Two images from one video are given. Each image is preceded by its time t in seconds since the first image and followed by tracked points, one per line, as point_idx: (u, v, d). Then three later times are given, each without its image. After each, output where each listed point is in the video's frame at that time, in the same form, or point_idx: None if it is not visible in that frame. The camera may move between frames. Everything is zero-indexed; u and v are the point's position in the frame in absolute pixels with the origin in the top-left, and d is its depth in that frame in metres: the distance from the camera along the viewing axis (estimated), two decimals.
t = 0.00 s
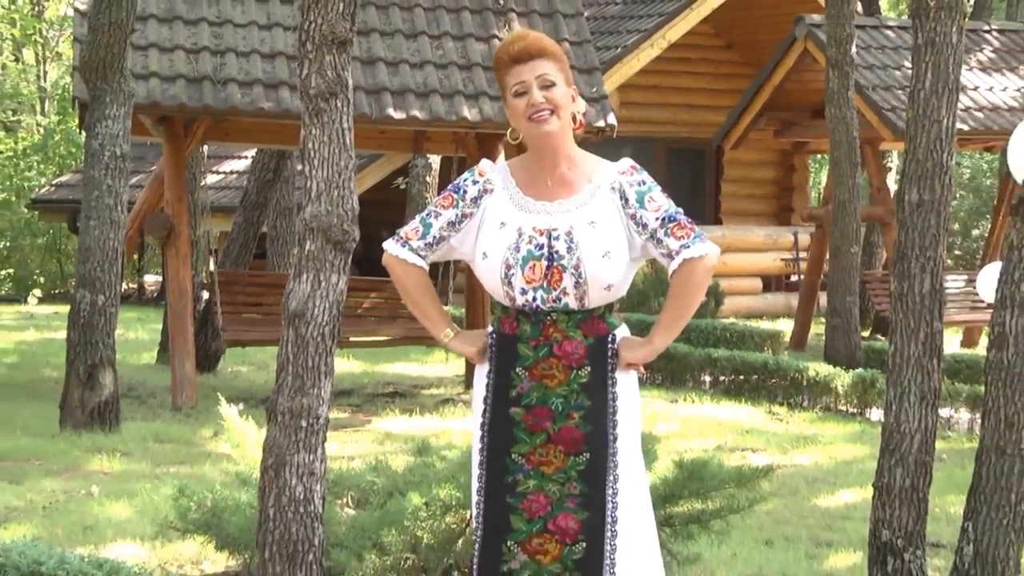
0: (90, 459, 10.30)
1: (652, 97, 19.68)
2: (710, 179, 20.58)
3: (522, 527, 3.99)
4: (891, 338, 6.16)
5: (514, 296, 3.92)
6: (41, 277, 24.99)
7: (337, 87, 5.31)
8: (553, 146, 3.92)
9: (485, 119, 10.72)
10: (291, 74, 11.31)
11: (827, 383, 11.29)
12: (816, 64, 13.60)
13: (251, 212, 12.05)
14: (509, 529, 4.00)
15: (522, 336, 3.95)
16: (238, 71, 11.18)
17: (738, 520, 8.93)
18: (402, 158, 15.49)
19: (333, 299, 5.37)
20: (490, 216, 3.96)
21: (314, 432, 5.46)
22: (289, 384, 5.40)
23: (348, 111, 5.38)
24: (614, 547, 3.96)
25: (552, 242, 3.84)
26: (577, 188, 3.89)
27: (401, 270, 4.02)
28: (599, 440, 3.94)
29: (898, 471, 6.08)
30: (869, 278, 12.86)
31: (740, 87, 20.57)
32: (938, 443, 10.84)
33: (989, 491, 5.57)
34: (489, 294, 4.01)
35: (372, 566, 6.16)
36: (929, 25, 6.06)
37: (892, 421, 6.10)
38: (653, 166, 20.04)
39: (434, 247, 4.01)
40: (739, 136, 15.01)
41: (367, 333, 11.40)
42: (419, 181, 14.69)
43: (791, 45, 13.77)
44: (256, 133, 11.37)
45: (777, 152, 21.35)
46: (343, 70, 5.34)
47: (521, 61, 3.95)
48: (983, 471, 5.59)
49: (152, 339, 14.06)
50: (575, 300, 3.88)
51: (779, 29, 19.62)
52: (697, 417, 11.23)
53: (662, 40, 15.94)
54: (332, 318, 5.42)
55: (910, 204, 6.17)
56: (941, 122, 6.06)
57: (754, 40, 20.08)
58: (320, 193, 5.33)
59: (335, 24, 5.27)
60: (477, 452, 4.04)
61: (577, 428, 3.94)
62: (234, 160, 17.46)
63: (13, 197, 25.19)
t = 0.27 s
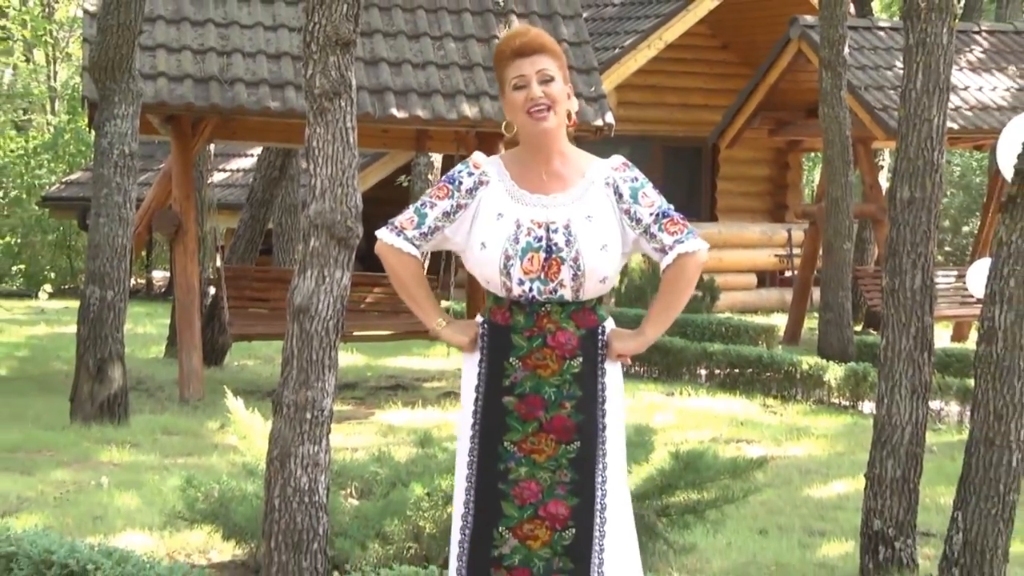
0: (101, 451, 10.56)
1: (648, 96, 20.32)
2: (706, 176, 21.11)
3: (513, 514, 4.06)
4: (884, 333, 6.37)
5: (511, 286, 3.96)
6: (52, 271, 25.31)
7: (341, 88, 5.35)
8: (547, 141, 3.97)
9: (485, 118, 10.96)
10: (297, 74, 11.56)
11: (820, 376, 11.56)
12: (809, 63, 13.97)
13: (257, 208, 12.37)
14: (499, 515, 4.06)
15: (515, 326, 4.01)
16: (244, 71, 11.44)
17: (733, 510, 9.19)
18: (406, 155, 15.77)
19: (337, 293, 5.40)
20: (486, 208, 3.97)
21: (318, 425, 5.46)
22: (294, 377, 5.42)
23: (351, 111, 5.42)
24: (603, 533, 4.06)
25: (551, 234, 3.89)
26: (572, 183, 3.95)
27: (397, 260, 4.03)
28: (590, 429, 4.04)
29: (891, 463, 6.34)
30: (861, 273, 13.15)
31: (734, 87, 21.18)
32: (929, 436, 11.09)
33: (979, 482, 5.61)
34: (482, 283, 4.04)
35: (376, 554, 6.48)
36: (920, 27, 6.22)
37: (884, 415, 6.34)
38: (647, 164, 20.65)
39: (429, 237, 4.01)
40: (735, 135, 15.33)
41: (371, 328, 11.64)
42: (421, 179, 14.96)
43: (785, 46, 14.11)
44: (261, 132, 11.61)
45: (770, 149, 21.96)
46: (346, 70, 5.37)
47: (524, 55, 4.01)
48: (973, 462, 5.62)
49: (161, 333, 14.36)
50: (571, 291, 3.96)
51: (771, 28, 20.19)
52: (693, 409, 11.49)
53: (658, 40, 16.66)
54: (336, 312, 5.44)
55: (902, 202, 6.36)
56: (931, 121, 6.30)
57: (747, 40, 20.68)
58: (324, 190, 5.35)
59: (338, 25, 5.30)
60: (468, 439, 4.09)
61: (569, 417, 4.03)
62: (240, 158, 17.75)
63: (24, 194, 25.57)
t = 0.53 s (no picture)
0: (112, 441, 10.85)
1: (645, 95, 20.72)
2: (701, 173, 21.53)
3: (505, 503, 4.24)
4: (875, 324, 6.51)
5: (505, 280, 4.14)
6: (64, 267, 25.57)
7: (346, 87, 5.34)
8: (549, 142, 4.20)
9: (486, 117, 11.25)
10: (302, 73, 11.86)
11: (812, 368, 11.86)
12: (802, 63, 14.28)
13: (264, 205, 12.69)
14: (492, 505, 4.24)
15: (506, 321, 4.19)
16: (251, 71, 11.73)
17: (727, 498, 9.48)
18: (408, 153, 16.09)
19: (343, 288, 5.40)
20: (479, 204, 4.14)
21: (322, 415, 5.47)
22: (299, 369, 5.45)
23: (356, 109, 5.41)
24: (591, 521, 4.31)
25: (546, 229, 4.11)
26: (563, 180, 4.19)
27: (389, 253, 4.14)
28: (578, 420, 4.25)
29: (880, 453, 6.44)
30: (852, 268, 13.48)
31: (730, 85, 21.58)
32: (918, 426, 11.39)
33: (968, 471, 5.84)
34: (470, 277, 4.20)
35: (378, 543, 6.74)
36: (909, 27, 6.38)
37: (875, 406, 6.46)
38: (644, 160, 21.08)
39: (422, 231, 4.15)
40: (730, 132, 15.67)
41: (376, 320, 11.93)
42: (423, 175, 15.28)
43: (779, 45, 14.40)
44: (266, 130, 11.92)
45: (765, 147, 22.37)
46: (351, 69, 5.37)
47: (546, 57, 4.20)
48: (961, 452, 5.87)
49: (169, 326, 14.67)
50: (564, 285, 4.18)
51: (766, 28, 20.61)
52: (689, 400, 11.79)
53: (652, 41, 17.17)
54: (341, 307, 5.43)
55: (891, 198, 6.52)
56: (921, 119, 6.41)
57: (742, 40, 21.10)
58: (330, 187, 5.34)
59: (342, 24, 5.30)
60: (460, 431, 4.25)
61: (560, 408, 4.23)
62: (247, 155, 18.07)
63: (35, 190, 25.80)
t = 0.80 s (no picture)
0: (120, 433, 11.10)
1: (643, 93, 20.96)
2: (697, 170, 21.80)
3: (508, 494, 4.42)
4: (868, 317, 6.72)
5: (507, 274, 4.32)
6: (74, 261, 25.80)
7: (349, 86, 5.50)
8: (546, 142, 4.40)
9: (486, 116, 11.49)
10: (306, 73, 12.10)
11: (806, 361, 12.12)
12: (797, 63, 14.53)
13: (269, 201, 12.94)
14: (495, 496, 4.41)
15: (506, 315, 4.38)
16: (257, 70, 11.98)
17: (723, 490, 9.72)
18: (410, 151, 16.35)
19: (345, 283, 5.56)
20: (481, 200, 4.30)
21: (326, 409, 5.64)
22: (303, 363, 5.61)
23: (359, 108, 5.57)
24: (588, 507, 4.54)
25: (546, 225, 4.32)
26: (558, 177, 4.42)
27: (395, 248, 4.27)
28: (575, 410, 4.47)
29: (873, 445, 6.67)
30: (845, 263, 13.74)
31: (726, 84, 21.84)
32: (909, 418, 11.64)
33: (957, 463, 6.07)
34: (469, 273, 4.36)
35: (382, 532, 6.96)
36: (903, 29, 6.68)
37: (868, 399, 6.67)
38: (642, 158, 21.32)
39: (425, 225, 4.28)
40: (724, 130, 15.92)
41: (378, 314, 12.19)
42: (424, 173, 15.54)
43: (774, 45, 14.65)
44: (271, 129, 12.15)
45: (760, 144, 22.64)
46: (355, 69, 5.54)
47: (556, 60, 4.37)
48: (952, 445, 6.09)
49: (176, 320, 14.93)
50: (562, 279, 4.40)
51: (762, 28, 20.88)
52: (686, 393, 12.04)
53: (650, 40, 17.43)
54: (342, 301, 5.59)
55: (884, 196, 6.72)
56: (913, 118, 6.63)
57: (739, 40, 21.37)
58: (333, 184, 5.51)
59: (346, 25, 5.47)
60: (462, 424, 4.41)
61: (559, 399, 4.43)
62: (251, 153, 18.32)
63: (46, 188, 25.92)
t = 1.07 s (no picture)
0: (130, 423, 11.38)
1: (641, 91, 21.26)
2: (692, 167, 22.16)
3: (508, 483, 4.60)
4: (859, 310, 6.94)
5: (508, 268, 4.47)
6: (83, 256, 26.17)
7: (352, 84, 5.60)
8: (543, 140, 4.56)
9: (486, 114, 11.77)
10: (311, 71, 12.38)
11: (799, 353, 12.41)
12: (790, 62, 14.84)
13: (275, 196, 13.23)
14: (495, 484, 4.59)
15: (506, 308, 4.53)
16: (263, 69, 12.26)
17: (717, 478, 10.03)
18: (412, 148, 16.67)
19: (350, 276, 5.66)
20: (483, 195, 4.46)
21: (330, 398, 5.72)
22: (308, 354, 5.68)
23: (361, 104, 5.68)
24: (583, 494, 4.73)
25: (546, 219, 4.48)
26: (555, 173, 4.59)
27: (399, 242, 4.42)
28: (573, 400, 4.64)
29: (864, 434, 6.90)
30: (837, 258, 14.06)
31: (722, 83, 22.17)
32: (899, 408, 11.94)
33: (947, 454, 6.26)
34: (470, 267, 4.51)
35: (385, 519, 7.24)
36: (893, 28, 6.89)
37: (859, 389, 6.89)
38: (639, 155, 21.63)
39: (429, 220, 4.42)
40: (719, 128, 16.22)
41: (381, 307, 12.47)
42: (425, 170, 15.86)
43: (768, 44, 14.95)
44: (276, 126, 12.42)
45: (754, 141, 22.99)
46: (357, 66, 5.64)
47: (555, 60, 4.51)
48: (941, 434, 6.27)
49: (183, 313, 15.25)
50: (560, 273, 4.55)
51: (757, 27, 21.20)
52: (681, 384, 12.34)
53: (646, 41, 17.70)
54: (346, 294, 5.69)
55: (877, 190, 6.99)
56: (903, 116, 6.88)
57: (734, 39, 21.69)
58: (336, 180, 5.61)
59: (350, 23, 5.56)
60: (463, 415, 4.58)
61: (557, 390, 4.60)
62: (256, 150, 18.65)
63: (57, 184, 26.52)
